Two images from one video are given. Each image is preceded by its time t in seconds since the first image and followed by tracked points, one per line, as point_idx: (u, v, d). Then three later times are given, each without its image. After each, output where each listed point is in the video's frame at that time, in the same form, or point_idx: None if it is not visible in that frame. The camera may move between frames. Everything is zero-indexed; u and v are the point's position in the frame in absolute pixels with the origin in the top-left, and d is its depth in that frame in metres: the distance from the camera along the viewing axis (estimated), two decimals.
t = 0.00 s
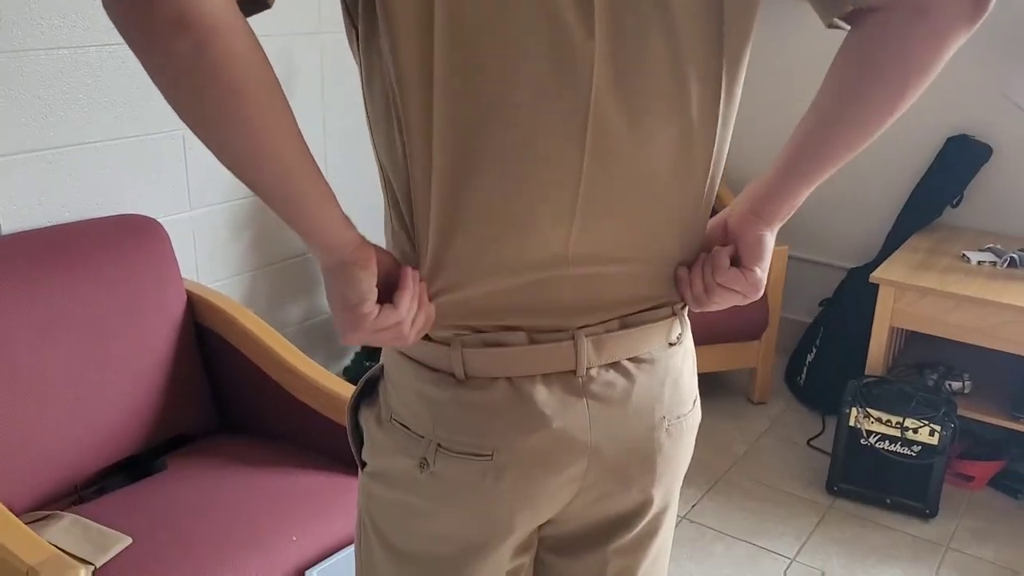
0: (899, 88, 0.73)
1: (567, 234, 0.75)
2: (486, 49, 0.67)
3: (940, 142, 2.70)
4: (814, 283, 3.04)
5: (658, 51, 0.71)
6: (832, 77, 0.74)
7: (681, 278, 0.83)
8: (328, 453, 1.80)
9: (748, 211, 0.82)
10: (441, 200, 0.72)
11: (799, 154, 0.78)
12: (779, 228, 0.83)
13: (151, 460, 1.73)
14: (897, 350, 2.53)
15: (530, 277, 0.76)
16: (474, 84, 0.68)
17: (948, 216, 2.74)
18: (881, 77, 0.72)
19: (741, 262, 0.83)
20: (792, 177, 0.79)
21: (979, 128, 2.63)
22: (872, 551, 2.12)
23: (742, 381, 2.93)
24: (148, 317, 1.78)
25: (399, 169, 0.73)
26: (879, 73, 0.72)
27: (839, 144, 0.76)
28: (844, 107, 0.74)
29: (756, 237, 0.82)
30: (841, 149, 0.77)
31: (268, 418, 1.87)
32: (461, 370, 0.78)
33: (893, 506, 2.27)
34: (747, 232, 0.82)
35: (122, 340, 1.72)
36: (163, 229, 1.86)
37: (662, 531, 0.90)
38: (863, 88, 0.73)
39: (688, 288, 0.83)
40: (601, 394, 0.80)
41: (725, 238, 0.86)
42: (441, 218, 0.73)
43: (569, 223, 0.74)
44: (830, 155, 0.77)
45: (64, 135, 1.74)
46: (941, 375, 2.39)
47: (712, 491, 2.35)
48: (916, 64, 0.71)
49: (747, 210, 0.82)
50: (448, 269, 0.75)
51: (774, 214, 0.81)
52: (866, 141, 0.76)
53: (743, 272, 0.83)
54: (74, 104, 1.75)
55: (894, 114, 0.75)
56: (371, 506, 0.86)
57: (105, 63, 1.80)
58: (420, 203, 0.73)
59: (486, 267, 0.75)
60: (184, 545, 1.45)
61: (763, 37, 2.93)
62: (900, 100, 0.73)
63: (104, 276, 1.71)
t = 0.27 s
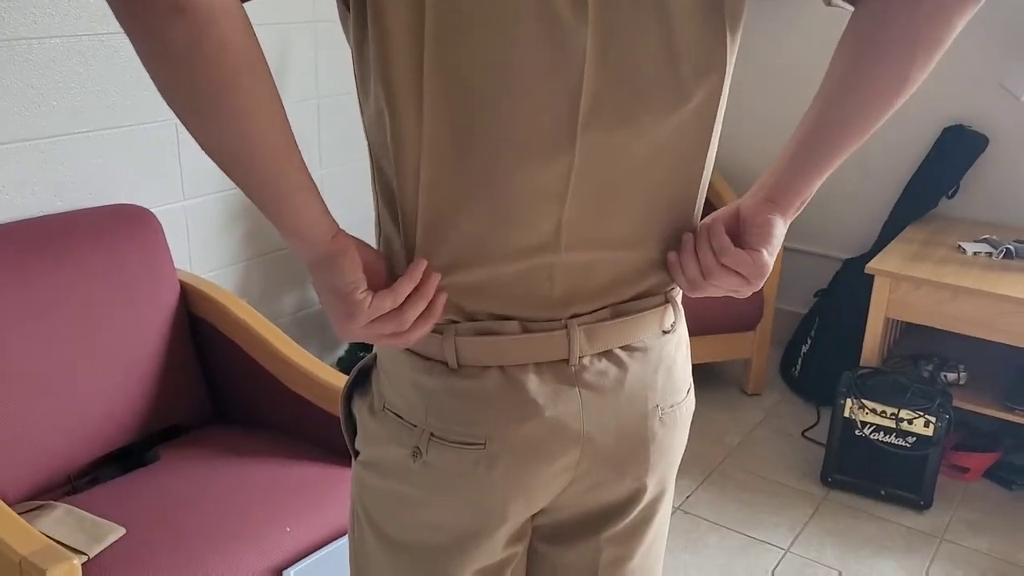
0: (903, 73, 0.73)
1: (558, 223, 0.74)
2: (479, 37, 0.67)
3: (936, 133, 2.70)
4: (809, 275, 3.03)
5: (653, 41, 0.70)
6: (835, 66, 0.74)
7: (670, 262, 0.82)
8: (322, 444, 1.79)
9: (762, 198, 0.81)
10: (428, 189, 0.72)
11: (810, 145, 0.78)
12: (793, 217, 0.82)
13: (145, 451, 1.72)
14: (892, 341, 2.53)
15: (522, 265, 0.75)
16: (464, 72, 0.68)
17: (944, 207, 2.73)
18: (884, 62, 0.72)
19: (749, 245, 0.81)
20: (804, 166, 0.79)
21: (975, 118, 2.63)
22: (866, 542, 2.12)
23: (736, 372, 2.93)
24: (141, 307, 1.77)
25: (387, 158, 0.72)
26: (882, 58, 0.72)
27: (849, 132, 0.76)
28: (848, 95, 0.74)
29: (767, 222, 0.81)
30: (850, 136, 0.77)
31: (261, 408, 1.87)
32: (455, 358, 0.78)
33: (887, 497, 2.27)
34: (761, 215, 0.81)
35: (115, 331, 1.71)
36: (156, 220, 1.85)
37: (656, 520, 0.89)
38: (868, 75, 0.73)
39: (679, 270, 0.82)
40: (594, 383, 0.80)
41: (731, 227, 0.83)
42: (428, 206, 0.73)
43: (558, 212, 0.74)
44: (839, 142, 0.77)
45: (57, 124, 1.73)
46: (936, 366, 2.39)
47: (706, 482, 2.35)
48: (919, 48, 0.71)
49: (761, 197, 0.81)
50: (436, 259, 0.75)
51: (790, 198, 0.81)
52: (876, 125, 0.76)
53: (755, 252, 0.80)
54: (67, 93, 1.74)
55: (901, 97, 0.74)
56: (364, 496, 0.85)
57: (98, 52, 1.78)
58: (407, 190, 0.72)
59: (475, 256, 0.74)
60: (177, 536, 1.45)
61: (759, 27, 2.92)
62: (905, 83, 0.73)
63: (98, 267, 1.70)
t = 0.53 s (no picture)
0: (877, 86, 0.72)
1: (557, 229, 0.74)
2: (479, 44, 0.68)
3: (932, 132, 2.70)
4: (804, 274, 3.04)
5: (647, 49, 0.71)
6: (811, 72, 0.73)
7: (660, 275, 0.82)
8: (317, 445, 1.79)
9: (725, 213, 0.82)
10: (428, 195, 0.73)
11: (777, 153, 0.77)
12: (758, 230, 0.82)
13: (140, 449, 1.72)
14: (887, 342, 2.54)
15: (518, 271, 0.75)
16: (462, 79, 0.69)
17: (940, 206, 2.74)
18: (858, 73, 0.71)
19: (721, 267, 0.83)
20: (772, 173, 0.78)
21: (970, 118, 2.63)
22: (862, 542, 2.12)
23: (732, 372, 2.93)
24: (137, 308, 1.76)
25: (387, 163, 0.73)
26: (856, 70, 0.71)
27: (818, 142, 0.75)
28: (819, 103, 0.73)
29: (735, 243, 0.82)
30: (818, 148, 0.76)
31: (257, 408, 1.87)
32: (449, 364, 0.78)
33: (883, 497, 2.27)
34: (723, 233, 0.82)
35: (111, 332, 1.71)
36: (151, 220, 1.85)
37: (647, 527, 0.89)
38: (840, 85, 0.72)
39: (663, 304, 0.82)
40: (587, 391, 0.80)
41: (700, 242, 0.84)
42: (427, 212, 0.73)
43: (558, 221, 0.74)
44: (807, 154, 0.76)
45: (52, 125, 1.73)
46: (932, 366, 2.39)
47: (702, 483, 2.35)
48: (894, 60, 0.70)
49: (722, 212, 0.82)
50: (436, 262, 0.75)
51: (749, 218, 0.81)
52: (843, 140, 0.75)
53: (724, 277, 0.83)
54: (63, 93, 1.74)
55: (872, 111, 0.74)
56: (358, 497, 0.86)
57: (94, 51, 1.78)
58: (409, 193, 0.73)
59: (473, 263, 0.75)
60: (172, 535, 1.45)
61: (754, 27, 2.92)
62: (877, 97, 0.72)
63: (95, 268, 1.70)
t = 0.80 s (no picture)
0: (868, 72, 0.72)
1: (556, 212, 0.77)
2: (481, 45, 0.70)
3: (932, 131, 2.70)
4: (804, 274, 3.04)
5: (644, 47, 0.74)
6: (803, 55, 0.74)
7: (669, 253, 0.84)
8: (317, 445, 1.79)
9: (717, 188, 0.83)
10: (429, 195, 0.74)
11: (768, 132, 0.77)
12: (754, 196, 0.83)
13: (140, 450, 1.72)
14: (887, 341, 2.54)
15: (517, 266, 0.77)
16: (464, 79, 0.71)
17: (939, 207, 2.74)
18: (849, 58, 0.72)
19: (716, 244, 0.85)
20: (762, 151, 0.78)
21: (970, 118, 2.63)
22: (861, 542, 2.13)
23: (731, 371, 2.93)
24: (137, 307, 1.76)
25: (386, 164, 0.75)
26: (848, 57, 0.71)
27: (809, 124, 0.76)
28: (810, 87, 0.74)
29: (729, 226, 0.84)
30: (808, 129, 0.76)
31: (257, 408, 1.87)
32: (443, 348, 0.79)
33: (882, 496, 2.27)
34: (718, 210, 0.83)
35: (111, 333, 1.71)
36: (150, 220, 1.85)
37: (649, 511, 0.90)
38: (832, 70, 0.72)
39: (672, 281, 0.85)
40: (582, 369, 0.81)
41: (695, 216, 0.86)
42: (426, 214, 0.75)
43: (553, 217, 0.77)
44: (796, 138, 0.77)
45: (52, 125, 1.73)
46: (931, 366, 2.40)
47: (701, 482, 2.35)
48: (886, 48, 0.71)
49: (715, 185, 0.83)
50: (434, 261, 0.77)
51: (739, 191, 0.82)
52: (833, 123, 0.76)
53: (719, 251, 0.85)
54: (63, 92, 1.74)
55: (862, 96, 0.74)
56: (360, 493, 0.87)
57: (94, 51, 1.78)
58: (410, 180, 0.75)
59: (471, 260, 0.77)
60: (172, 535, 1.45)
61: (754, 27, 2.92)
62: (868, 83, 0.73)
63: (96, 268, 1.70)
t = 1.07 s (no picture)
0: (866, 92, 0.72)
1: (560, 216, 0.77)
2: (490, 53, 0.70)
3: (933, 131, 2.70)
4: (804, 274, 3.04)
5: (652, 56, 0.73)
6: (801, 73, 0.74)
7: (670, 269, 0.85)
8: (319, 446, 1.79)
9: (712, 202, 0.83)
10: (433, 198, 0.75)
11: (765, 149, 0.77)
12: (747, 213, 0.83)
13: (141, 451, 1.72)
14: (887, 341, 2.54)
15: (521, 272, 0.78)
16: (470, 82, 0.71)
17: (939, 207, 2.74)
18: (848, 79, 0.72)
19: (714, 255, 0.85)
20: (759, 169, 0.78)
21: (971, 117, 2.63)
22: (862, 542, 2.13)
23: (732, 371, 2.93)
24: (137, 308, 1.76)
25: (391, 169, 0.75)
26: (847, 73, 0.71)
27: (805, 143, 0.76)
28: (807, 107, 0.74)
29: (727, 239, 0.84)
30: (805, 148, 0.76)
31: (258, 409, 1.87)
32: (448, 353, 0.79)
33: (883, 497, 2.27)
34: (713, 223, 0.83)
35: (112, 335, 1.71)
36: (152, 220, 1.85)
37: (645, 514, 0.90)
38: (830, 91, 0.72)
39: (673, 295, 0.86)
40: (588, 373, 0.81)
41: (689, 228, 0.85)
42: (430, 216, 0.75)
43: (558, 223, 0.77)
44: (789, 155, 0.77)
45: (53, 126, 1.73)
46: (932, 366, 2.40)
47: (702, 482, 2.35)
48: (884, 69, 0.71)
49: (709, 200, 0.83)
50: (438, 265, 0.77)
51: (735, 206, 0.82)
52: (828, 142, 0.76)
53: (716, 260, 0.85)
54: (64, 93, 1.74)
55: (859, 115, 0.74)
56: (364, 494, 0.88)
57: (95, 51, 1.78)
58: (415, 183, 0.74)
59: (477, 264, 0.77)
60: (174, 537, 1.44)
61: (754, 27, 2.92)
62: (865, 103, 0.73)
63: (97, 270, 1.70)
